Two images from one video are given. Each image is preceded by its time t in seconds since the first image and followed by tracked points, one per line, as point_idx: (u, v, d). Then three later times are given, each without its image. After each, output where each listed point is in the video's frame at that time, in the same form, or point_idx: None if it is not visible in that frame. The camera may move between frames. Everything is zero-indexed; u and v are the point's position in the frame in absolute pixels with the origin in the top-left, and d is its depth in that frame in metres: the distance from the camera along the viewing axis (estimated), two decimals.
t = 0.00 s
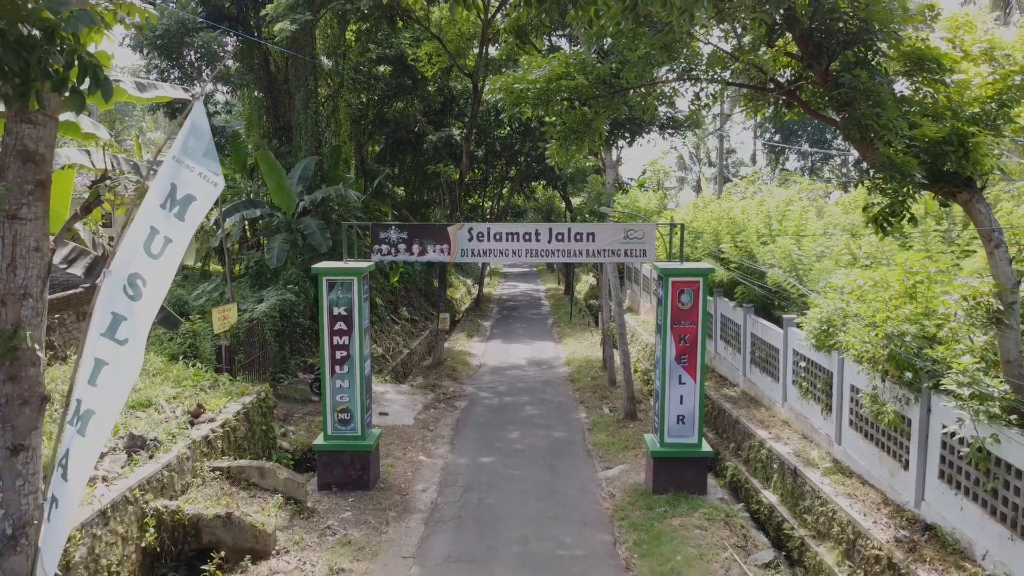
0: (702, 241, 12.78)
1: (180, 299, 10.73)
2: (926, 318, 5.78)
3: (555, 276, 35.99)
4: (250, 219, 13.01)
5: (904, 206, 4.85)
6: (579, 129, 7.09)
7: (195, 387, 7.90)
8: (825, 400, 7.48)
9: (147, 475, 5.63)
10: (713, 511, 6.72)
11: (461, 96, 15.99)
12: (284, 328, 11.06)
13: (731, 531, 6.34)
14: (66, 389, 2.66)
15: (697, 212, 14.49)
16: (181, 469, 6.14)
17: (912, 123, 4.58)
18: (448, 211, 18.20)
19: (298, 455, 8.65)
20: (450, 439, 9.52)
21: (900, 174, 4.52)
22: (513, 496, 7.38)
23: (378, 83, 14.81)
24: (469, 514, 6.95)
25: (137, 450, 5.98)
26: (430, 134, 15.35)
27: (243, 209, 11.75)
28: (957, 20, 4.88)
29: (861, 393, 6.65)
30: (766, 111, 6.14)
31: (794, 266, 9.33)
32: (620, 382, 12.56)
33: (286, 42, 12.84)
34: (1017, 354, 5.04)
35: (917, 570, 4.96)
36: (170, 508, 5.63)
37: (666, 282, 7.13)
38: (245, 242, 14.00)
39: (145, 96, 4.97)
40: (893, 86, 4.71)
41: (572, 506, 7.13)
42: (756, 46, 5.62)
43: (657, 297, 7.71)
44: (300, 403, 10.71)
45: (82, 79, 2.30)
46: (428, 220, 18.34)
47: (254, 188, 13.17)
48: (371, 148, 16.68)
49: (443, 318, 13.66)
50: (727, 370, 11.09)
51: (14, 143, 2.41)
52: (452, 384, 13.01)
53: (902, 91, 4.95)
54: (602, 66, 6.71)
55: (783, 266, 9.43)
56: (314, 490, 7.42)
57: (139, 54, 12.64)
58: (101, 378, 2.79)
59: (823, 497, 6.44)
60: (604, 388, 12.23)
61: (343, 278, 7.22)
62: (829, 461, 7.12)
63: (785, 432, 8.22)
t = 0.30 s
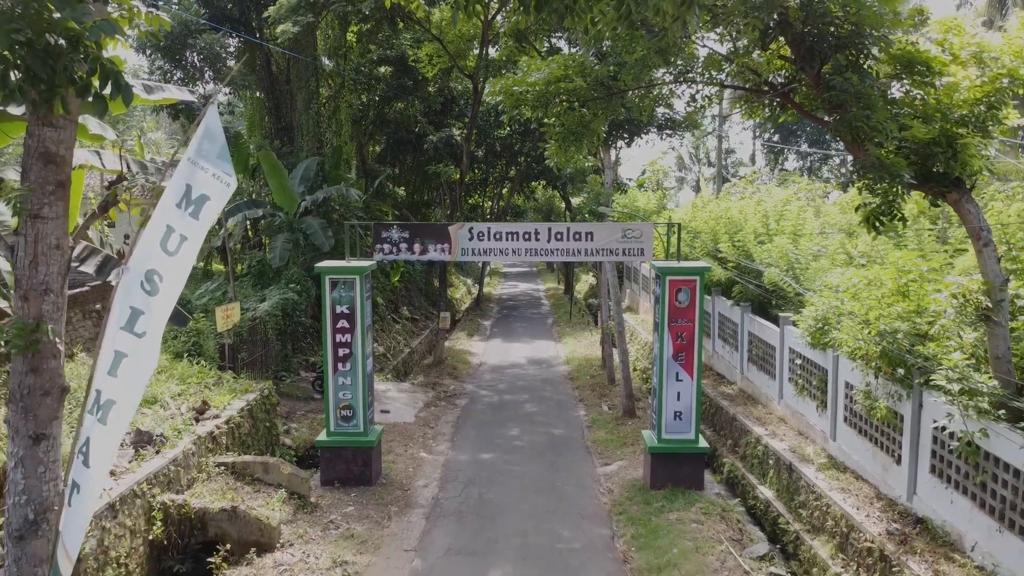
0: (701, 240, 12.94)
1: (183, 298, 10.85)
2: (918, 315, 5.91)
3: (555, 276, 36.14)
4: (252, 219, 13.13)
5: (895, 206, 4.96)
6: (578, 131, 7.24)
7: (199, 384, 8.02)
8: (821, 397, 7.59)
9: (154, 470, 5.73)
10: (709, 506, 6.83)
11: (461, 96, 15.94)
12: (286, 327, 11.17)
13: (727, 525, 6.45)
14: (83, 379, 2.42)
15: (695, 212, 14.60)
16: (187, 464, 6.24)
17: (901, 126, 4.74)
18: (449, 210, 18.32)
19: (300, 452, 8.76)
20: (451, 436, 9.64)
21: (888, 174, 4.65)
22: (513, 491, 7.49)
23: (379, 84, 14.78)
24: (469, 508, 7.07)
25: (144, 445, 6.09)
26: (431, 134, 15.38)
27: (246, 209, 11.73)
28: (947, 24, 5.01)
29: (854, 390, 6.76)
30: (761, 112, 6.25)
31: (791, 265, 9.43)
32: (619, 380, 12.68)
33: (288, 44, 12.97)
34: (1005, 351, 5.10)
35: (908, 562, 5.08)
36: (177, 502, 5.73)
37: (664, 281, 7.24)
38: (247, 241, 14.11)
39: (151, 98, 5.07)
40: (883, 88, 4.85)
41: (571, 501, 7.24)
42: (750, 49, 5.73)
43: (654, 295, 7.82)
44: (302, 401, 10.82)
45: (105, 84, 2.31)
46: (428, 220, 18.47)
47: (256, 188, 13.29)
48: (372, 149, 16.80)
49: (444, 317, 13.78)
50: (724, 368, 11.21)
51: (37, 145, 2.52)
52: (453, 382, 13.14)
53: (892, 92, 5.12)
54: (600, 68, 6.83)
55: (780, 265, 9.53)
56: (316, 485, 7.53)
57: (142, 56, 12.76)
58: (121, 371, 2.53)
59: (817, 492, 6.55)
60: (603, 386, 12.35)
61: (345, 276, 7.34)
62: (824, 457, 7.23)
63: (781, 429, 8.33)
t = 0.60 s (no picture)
0: (699, 240, 13.07)
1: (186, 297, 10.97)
2: (909, 313, 6.02)
3: (555, 276, 36.25)
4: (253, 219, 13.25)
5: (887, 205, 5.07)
6: (576, 132, 7.29)
7: (204, 381, 8.14)
8: (816, 394, 7.71)
9: (161, 464, 5.84)
10: (706, 501, 6.95)
11: (461, 97, 16.03)
12: (288, 326, 11.29)
13: (723, 520, 6.57)
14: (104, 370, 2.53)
15: (694, 212, 14.72)
16: (192, 459, 6.35)
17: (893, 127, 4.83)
18: (449, 210, 18.44)
19: (303, 448, 8.87)
20: (451, 433, 9.76)
21: (878, 175, 4.76)
22: (513, 487, 7.61)
23: (380, 85, 14.84)
24: (470, 503, 7.19)
25: (150, 441, 6.21)
26: (431, 135, 15.45)
27: (249, 209, 11.86)
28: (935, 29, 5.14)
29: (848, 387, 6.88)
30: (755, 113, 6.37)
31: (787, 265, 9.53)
32: (618, 379, 12.79)
33: (290, 45, 13.10)
34: (993, 348, 5.21)
35: (899, 554, 5.19)
36: (183, 496, 5.84)
37: (661, 279, 7.36)
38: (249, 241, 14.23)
39: (158, 99, 5.17)
40: (873, 91, 4.97)
41: (570, 496, 7.36)
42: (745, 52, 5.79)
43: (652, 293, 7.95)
44: (304, 399, 10.95)
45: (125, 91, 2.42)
46: (429, 220, 18.59)
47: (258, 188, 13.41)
48: (373, 149, 16.92)
49: (444, 316, 13.90)
50: (722, 367, 11.33)
51: (57, 148, 2.64)
52: (453, 380, 13.26)
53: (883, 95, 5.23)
54: (599, 72, 6.96)
55: (777, 264, 9.65)
56: (319, 481, 7.65)
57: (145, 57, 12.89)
58: (138, 364, 2.65)
59: (811, 487, 6.67)
60: (602, 384, 12.47)
61: (347, 275, 7.45)
62: (818, 453, 7.35)
63: (777, 426, 8.45)
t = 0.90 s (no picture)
0: (697, 240, 13.20)
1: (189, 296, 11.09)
2: (901, 310, 6.13)
3: (554, 276, 36.34)
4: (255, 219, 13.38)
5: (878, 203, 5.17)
6: (575, 134, 7.41)
7: (208, 378, 8.27)
8: (811, 391, 7.83)
9: (168, 459, 5.95)
10: (702, 495, 7.07)
11: (461, 97, 16.16)
12: (290, 324, 11.41)
13: (719, 513, 6.69)
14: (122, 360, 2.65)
15: (692, 212, 14.84)
16: (198, 454, 6.47)
17: (882, 129, 4.94)
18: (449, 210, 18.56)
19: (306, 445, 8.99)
20: (452, 430, 9.88)
21: (868, 175, 4.88)
22: (513, 482, 7.73)
23: (380, 85, 15.12)
24: (470, 498, 7.31)
25: (157, 436, 6.33)
26: (432, 135, 15.59)
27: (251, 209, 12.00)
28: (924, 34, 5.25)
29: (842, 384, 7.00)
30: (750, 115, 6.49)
31: (783, 264, 9.65)
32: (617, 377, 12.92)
33: (292, 47, 13.23)
34: (982, 344, 5.32)
35: (889, 545, 5.31)
36: (189, 490, 5.95)
37: (658, 278, 7.48)
38: (251, 240, 14.35)
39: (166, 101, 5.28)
40: (863, 93, 5.09)
41: (568, 491, 7.48)
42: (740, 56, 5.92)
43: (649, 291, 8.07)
44: (307, 396, 11.09)
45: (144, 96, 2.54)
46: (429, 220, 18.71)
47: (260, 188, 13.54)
48: (373, 149, 17.04)
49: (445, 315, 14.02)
50: (719, 365, 11.46)
51: (76, 149, 2.76)
52: (454, 379, 13.39)
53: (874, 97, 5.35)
54: (596, 74, 7.08)
55: (773, 264, 9.77)
56: (322, 476, 7.77)
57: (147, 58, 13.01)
58: (154, 356, 2.76)
59: (806, 481, 6.79)
60: (601, 382, 12.61)
61: (350, 274, 7.57)
62: (813, 448, 7.47)
63: (773, 422, 8.57)
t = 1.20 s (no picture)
0: (695, 240, 13.32)
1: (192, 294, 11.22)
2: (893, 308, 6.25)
3: (554, 275, 36.42)
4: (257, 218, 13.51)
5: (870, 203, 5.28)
6: (573, 135, 7.51)
7: (212, 375, 8.40)
8: (806, 387, 7.95)
9: (174, 453, 6.07)
10: (699, 490, 7.19)
11: (461, 98, 16.30)
12: (292, 323, 11.53)
13: (715, 507, 6.81)
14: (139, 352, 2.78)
15: (690, 211, 14.95)
16: (203, 449, 6.59)
17: (872, 131, 5.07)
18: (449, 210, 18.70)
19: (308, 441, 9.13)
20: (452, 427, 10.01)
21: (857, 175, 5.01)
22: (512, 477, 7.86)
23: (381, 86, 15.20)
24: (470, 492, 7.44)
25: (163, 431, 6.46)
26: (432, 135, 15.73)
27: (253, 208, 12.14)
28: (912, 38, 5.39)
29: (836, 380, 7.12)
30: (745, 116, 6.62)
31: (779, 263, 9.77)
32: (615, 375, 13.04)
33: (294, 48, 13.36)
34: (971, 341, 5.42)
35: (880, 537, 5.43)
36: (195, 483, 6.08)
37: (655, 276, 7.61)
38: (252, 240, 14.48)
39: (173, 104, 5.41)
40: (854, 96, 5.21)
41: (567, 486, 7.60)
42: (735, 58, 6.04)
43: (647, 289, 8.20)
44: (308, 394, 11.22)
45: (160, 100, 2.67)
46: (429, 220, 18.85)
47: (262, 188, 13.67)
48: (374, 150, 17.17)
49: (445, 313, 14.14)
50: (717, 362, 11.58)
51: (95, 150, 2.89)
52: (454, 377, 13.52)
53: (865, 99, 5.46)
54: (593, 77, 7.21)
55: (770, 263, 9.88)
56: (324, 472, 7.89)
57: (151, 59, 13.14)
58: (169, 348, 2.89)
59: (800, 476, 6.91)
60: (600, 380, 12.75)
61: (352, 272, 7.69)
62: (808, 444, 7.59)
63: (769, 419, 8.69)
